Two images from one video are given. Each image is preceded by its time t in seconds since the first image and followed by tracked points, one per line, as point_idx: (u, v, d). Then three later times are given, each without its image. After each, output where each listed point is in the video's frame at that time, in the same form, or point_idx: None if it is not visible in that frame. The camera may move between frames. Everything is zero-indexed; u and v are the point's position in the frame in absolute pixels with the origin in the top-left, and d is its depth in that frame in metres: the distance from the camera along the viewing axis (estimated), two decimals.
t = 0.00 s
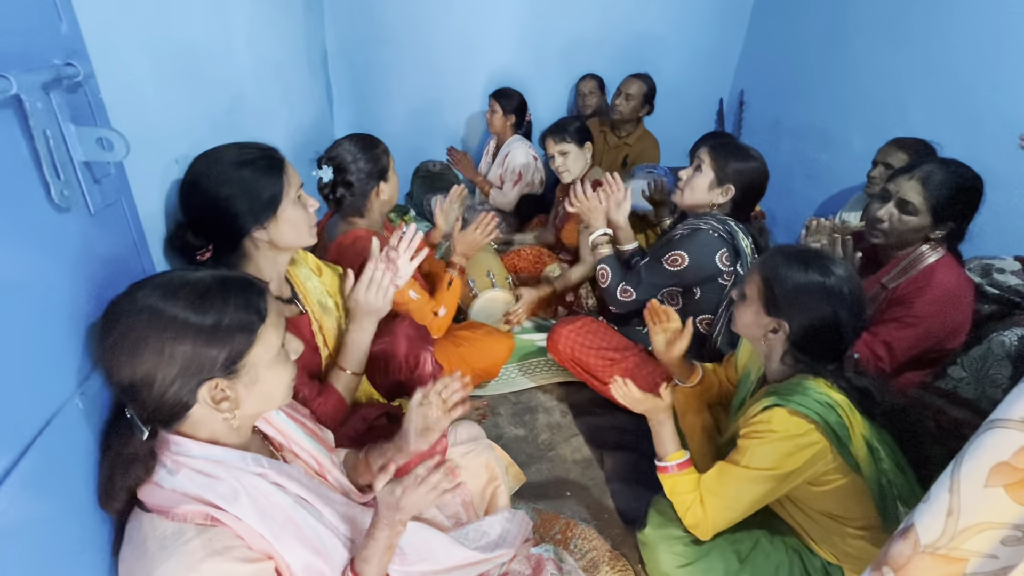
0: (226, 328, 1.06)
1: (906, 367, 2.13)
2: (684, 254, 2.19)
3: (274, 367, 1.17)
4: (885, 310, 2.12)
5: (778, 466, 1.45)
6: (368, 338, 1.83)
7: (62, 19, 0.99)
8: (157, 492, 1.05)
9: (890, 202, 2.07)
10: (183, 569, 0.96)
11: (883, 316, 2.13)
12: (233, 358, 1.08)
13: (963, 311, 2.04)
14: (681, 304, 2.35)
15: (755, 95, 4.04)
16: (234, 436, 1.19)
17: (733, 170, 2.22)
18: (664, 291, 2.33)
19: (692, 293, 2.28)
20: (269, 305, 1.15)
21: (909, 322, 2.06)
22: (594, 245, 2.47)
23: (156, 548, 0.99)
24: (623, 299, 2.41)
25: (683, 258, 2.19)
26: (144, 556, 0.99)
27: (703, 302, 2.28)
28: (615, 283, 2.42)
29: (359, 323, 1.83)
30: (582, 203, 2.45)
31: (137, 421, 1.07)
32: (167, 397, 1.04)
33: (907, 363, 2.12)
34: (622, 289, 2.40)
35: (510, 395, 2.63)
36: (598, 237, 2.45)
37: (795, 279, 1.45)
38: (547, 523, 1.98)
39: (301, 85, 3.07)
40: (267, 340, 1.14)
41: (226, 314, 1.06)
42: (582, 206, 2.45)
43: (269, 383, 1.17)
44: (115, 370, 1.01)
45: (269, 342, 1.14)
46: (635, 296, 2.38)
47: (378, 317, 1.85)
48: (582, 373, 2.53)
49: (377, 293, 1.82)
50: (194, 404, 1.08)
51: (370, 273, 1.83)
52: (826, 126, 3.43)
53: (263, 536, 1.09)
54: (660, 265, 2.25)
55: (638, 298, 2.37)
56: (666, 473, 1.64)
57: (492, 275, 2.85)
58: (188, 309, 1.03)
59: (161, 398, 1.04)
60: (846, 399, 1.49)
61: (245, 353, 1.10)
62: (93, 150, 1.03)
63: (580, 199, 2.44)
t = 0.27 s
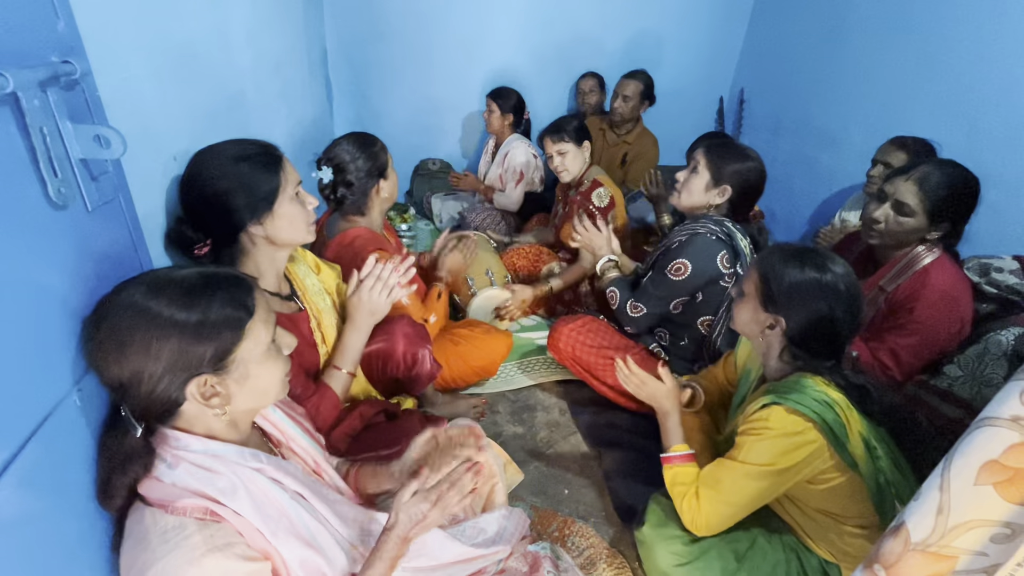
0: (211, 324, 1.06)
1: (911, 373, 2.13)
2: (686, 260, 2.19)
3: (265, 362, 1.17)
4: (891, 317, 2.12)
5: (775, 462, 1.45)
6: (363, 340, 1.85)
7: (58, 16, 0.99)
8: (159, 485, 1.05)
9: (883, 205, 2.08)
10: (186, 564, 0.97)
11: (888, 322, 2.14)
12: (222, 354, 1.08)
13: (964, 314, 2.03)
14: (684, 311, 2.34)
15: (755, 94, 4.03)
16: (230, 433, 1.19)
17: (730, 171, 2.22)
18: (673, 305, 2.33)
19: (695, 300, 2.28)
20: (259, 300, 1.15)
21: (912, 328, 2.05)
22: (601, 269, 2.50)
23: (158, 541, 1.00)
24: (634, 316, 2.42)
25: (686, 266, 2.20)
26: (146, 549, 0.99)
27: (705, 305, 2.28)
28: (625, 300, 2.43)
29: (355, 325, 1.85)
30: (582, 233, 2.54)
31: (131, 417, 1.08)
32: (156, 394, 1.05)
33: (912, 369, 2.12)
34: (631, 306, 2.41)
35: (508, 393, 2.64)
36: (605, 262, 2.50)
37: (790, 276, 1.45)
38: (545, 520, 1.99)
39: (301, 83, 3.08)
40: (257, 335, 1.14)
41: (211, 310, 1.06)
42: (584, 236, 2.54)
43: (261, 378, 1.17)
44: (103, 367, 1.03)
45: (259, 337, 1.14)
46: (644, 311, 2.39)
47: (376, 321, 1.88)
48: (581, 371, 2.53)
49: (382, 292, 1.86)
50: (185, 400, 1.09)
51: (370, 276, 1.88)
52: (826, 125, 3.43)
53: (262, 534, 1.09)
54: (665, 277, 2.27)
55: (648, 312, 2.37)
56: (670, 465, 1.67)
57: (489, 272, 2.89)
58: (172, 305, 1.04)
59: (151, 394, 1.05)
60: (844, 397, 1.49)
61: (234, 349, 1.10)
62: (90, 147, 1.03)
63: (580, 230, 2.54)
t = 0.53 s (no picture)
0: (208, 323, 1.07)
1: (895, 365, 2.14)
2: (676, 261, 2.21)
3: (261, 363, 1.18)
4: (883, 307, 2.13)
5: (771, 461, 1.46)
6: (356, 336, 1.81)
7: (56, 16, 1.00)
8: (151, 487, 1.06)
9: (883, 204, 2.06)
10: (179, 564, 0.98)
11: (880, 312, 2.14)
12: (218, 353, 1.09)
13: (959, 313, 2.04)
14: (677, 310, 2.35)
15: (754, 93, 4.04)
16: (226, 433, 1.20)
17: (723, 171, 2.22)
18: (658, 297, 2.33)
19: (686, 300, 2.29)
20: (255, 300, 1.16)
21: (904, 320, 2.06)
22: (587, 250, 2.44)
23: (153, 541, 1.01)
24: (618, 306, 2.40)
25: (674, 265, 2.22)
26: (140, 550, 1.00)
27: (699, 306, 2.28)
28: (609, 288, 2.39)
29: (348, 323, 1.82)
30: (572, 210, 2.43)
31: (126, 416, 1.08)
32: (151, 393, 1.05)
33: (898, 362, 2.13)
34: (615, 296, 2.38)
35: (507, 392, 2.64)
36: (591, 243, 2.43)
37: (789, 276, 1.45)
38: (543, 518, 1.99)
39: (299, 81, 3.08)
40: (253, 335, 1.15)
41: (208, 310, 1.07)
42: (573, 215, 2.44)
43: (257, 378, 1.18)
44: (98, 365, 1.03)
45: (255, 337, 1.15)
46: (628, 303, 2.38)
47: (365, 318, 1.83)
48: (578, 370, 2.53)
49: (371, 294, 1.79)
50: (180, 399, 1.09)
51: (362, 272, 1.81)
52: (825, 124, 3.43)
53: (257, 532, 1.10)
54: (652, 271, 2.28)
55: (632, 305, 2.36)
56: (660, 471, 1.65)
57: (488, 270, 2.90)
58: (168, 304, 1.04)
59: (146, 393, 1.05)
60: (838, 396, 1.49)
61: (230, 348, 1.11)
62: (88, 147, 1.03)
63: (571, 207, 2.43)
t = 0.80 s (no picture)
0: (206, 324, 1.07)
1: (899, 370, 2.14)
2: (675, 270, 2.21)
3: (260, 362, 1.18)
4: (881, 312, 2.13)
5: (766, 460, 1.47)
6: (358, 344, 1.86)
7: (52, 16, 1.00)
8: (155, 485, 1.07)
9: (879, 224, 2.08)
10: (182, 562, 0.98)
11: (878, 317, 2.14)
12: (217, 354, 1.09)
13: (956, 313, 2.06)
14: (676, 316, 2.36)
15: (751, 92, 4.04)
16: (224, 433, 1.20)
17: (717, 173, 2.23)
18: (665, 313, 2.35)
19: (686, 308, 2.30)
20: (253, 300, 1.17)
21: (904, 324, 2.06)
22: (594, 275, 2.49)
23: (154, 540, 1.00)
24: (625, 323, 2.43)
25: (675, 277, 2.22)
26: (142, 547, 1.00)
27: (696, 312, 2.30)
28: (616, 307, 2.43)
29: (351, 329, 1.86)
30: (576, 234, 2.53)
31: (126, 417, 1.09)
32: (151, 394, 1.06)
33: (900, 366, 2.13)
34: (623, 314, 2.41)
35: (505, 391, 2.65)
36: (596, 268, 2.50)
37: (784, 275, 1.46)
38: (540, 517, 1.99)
39: (297, 81, 3.08)
40: (252, 334, 1.15)
41: (206, 311, 1.07)
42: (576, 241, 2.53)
43: (257, 377, 1.18)
44: (97, 367, 1.03)
45: (254, 337, 1.16)
46: (636, 319, 2.39)
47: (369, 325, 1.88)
48: (576, 370, 2.54)
49: (376, 296, 1.87)
50: (181, 399, 1.10)
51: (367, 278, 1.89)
52: (822, 124, 3.44)
53: (258, 533, 1.10)
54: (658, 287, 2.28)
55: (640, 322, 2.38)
56: (663, 462, 1.69)
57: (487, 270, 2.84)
58: (167, 306, 1.05)
59: (147, 395, 1.06)
60: (834, 395, 1.50)
61: (229, 349, 1.11)
62: (85, 147, 1.04)
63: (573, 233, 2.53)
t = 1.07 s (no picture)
0: (205, 326, 1.07)
1: (885, 364, 2.17)
2: (673, 263, 2.21)
3: (258, 365, 1.18)
4: (873, 308, 2.13)
5: (762, 459, 1.47)
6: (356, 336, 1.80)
7: (47, 17, 1.00)
8: (148, 487, 1.06)
9: (874, 240, 2.05)
10: (176, 563, 0.98)
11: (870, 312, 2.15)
12: (216, 356, 1.09)
13: (947, 311, 2.07)
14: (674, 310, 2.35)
15: (748, 91, 4.05)
16: (220, 434, 1.20)
17: (719, 171, 2.23)
18: (655, 300, 2.37)
19: (683, 301, 2.30)
20: (252, 302, 1.17)
21: (896, 321, 2.07)
22: (583, 251, 2.44)
23: (147, 543, 1.00)
24: (614, 308, 2.42)
25: (672, 268, 2.22)
26: (136, 550, 1.00)
27: (694, 309, 2.30)
28: (607, 291, 2.40)
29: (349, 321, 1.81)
30: (566, 212, 2.43)
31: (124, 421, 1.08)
32: (150, 399, 1.06)
33: (886, 361, 2.16)
34: (613, 298, 2.40)
35: (502, 391, 2.65)
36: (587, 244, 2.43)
37: (784, 275, 1.46)
38: (537, 517, 2.00)
39: (294, 79, 3.07)
40: (250, 337, 1.15)
41: (205, 314, 1.07)
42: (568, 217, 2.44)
43: (255, 379, 1.18)
44: (95, 372, 1.03)
45: (253, 339, 1.16)
46: (627, 305, 2.39)
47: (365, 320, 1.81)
48: (573, 368, 2.53)
49: (370, 292, 1.79)
50: (179, 403, 1.10)
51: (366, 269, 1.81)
52: (818, 122, 3.45)
53: (254, 530, 1.10)
54: (650, 273, 2.29)
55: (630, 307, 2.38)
56: (653, 469, 1.65)
57: (483, 270, 2.95)
58: (166, 309, 1.05)
59: (145, 399, 1.05)
60: (829, 394, 1.51)
61: (229, 351, 1.11)
62: (81, 147, 1.03)
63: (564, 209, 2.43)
